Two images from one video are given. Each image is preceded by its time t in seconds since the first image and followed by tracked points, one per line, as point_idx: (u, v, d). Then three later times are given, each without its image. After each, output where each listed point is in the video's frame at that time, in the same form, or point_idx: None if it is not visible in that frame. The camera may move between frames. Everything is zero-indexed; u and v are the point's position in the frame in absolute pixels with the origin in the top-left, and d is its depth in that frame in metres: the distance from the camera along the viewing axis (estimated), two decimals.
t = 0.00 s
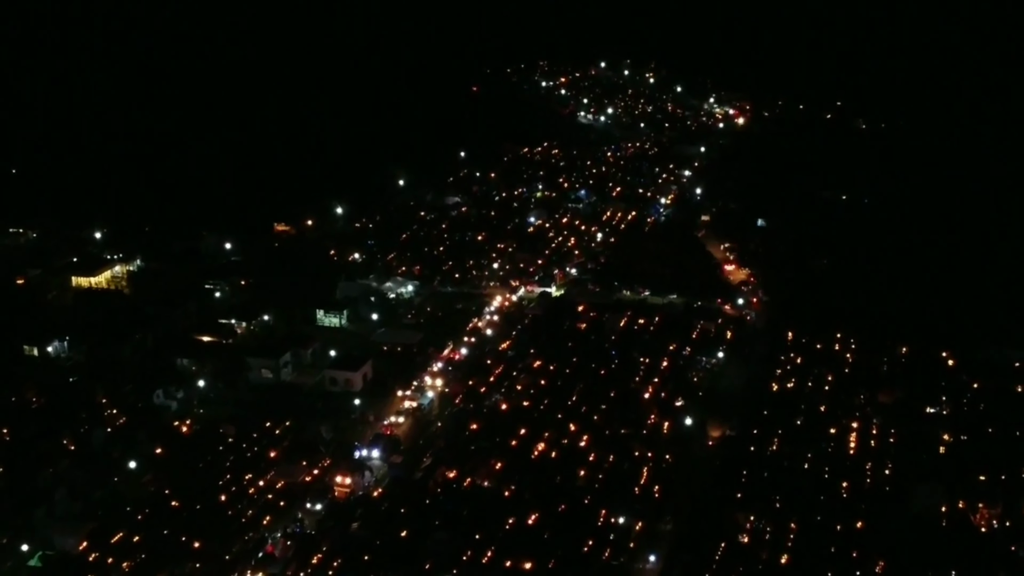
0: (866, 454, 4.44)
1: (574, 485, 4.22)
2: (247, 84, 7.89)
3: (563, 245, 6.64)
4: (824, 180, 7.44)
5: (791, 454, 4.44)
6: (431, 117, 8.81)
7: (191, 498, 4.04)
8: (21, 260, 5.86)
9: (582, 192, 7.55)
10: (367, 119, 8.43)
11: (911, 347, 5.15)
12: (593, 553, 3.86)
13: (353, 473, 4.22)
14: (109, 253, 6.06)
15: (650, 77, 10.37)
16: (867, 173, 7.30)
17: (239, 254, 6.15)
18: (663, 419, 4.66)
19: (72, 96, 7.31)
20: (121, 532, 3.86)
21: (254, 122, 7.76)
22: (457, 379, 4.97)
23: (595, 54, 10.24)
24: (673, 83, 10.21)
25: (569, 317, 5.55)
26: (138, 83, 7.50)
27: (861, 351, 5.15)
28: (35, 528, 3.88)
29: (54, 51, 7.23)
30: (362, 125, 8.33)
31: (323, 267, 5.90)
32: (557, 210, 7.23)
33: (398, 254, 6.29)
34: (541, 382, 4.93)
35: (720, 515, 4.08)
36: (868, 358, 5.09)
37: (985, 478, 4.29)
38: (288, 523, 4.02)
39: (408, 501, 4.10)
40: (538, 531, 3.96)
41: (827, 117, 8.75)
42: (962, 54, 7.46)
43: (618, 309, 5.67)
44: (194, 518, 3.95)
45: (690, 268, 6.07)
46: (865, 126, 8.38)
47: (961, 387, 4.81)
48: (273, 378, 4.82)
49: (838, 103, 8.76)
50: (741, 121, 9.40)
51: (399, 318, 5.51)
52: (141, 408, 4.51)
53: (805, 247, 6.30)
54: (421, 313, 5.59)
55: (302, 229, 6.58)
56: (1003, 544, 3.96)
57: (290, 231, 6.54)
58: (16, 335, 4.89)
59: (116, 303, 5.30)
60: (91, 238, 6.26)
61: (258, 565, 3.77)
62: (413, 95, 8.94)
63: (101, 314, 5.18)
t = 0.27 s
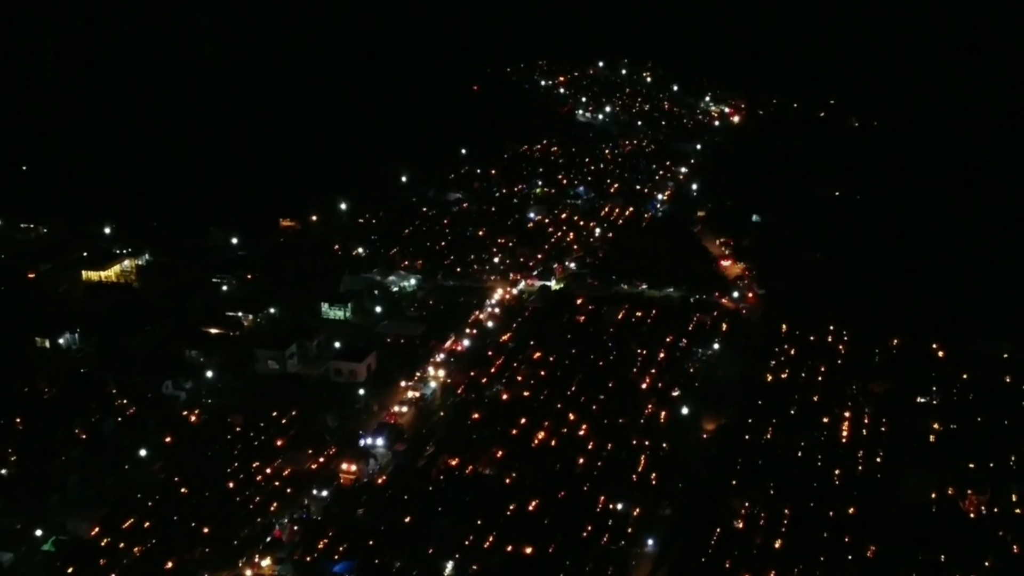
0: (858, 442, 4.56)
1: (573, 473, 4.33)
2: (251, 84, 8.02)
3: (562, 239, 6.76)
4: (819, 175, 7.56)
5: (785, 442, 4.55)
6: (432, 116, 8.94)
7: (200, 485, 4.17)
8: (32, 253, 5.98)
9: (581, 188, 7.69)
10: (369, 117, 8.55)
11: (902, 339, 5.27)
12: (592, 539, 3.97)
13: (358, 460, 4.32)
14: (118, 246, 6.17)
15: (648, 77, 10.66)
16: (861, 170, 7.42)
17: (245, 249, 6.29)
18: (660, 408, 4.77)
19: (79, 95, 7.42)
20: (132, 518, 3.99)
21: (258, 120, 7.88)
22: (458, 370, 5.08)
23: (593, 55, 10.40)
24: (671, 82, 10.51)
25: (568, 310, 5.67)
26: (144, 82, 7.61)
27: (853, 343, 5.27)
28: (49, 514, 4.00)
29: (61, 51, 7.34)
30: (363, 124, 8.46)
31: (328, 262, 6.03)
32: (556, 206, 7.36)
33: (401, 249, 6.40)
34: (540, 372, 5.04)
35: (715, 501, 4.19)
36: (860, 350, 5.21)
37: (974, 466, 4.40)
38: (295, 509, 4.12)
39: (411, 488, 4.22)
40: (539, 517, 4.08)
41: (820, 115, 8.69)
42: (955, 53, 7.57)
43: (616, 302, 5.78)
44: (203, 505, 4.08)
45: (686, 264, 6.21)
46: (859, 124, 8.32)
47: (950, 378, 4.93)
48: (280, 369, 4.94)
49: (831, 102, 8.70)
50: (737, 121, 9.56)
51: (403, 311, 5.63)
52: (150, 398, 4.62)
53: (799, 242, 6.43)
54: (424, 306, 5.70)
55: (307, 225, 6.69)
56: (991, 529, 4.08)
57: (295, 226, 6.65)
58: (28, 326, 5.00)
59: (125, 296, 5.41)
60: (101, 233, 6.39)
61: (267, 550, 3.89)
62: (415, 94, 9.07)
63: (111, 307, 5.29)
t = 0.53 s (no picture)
0: (851, 431, 4.67)
1: (572, 460, 4.44)
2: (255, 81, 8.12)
3: (561, 234, 6.88)
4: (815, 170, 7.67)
5: (779, 430, 4.67)
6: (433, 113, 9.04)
7: (208, 472, 4.29)
8: (43, 248, 6.09)
9: (580, 185, 7.83)
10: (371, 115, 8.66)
11: (894, 331, 5.38)
12: (591, 524, 4.09)
13: (363, 448, 4.45)
14: (127, 241, 6.29)
15: (645, 75, 10.54)
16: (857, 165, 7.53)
17: (252, 243, 6.41)
18: (657, 398, 4.89)
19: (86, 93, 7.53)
20: (143, 504, 4.12)
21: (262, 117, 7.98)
22: (460, 361, 5.20)
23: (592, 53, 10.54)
24: (667, 81, 10.39)
25: (567, 303, 5.78)
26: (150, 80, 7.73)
27: (846, 335, 5.39)
28: (63, 500, 4.12)
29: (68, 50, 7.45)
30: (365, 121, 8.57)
31: (333, 256, 6.17)
32: (555, 202, 7.47)
33: (404, 244, 6.53)
34: (540, 363, 5.16)
35: (711, 488, 4.31)
36: (853, 342, 5.33)
37: (964, 453, 4.52)
38: (302, 495, 4.24)
39: (415, 475, 4.33)
40: (539, 503, 4.20)
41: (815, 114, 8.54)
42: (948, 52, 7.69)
43: (615, 295, 5.89)
44: (212, 491, 4.20)
45: (683, 258, 6.32)
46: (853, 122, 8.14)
47: (941, 368, 5.04)
48: (286, 360, 5.04)
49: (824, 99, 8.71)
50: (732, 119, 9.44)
51: (406, 304, 5.74)
52: (161, 388, 4.75)
53: (794, 237, 6.55)
54: (426, 299, 5.81)
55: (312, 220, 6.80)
56: (979, 515, 4.20)
57: (300, 221, 6.74)
58: (40, 317, 5.11)
59: (134, 289, 5.52)
60: (109, 227, 6.49)
61: (274, 535, 4.01)
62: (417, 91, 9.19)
63: (120, 300, 5.40)
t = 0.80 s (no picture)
0: (843, 420, 4.79)
1: (572, 449, 4.56)
2: (258, 80, 8.24)
3: (561, 229, 7.01)
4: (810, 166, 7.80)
5: (773, 419, 4.79)
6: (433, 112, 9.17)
7: (217, 460, 4.40)
8: (53, 242, 6.19)
9: (578, 180, 7.98)
10: (372, 113, 8.78)
11: (885, 323, 5.50)
12: (591, 510, 4.20)
13: (368, 436, 4.55)
14: (136, 236, 6.37)
15: (643, 74, 10.99)
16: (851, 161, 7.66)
17: (258, 238, 6.51)
18: (654, 388, 5.00)
19: (92, 91, 7.63)
20: (153, 491, 4.23)
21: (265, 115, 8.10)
22: (462, 352, 5.31)
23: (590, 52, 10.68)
24: (664, 80, 10.80)
25: (566, 295, 5.90)
26: (155, 79, 7.83)
27: (839, 327, 5.52)
28: (75, 486, 4.23)
29: (73, 48, 7.55)
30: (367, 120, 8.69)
31: (337, 250, 6.29)
32: (554, 198, 7.60)
33: (407, 238, 6.65)
34: (540, 355, 5.28)
35: (708, 474, 4.42)
36: (845, 333, 5.45)
37: (954, 441, 4.64)
38: (308, 482, 4.35)
39: (418, 462, 4.44)
40: (539, 490, 4.31)
41: (807, 112, 8.78)
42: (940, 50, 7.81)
43: (613, 289, 6.01)
44: (221, 478, 4.31)
45: (680, 252, 6.45)
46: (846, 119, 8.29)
47: (931, 359, 5.16)
48: (293, 351, 5.16)
49: (819, 98, 8.72)
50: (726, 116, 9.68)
51: (409, 296, 5.86)
52: (170, 379, 4.86)
53: (788, 231, 6.67)
54: (429, 292, 5.93)
55: (316, 215, 6.93)
56: (969, 501, 4.31)
57: (305, 217, 6.89)
58: (52, 311, 5.22)
59: (143, 283, 5.64)
60: (119, 222, 6.56)
61: (282, 520, 4.12)
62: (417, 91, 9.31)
63: (129, 294, 5.52)
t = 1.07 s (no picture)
0: (836, 409, 4.91)
1: (571, 437, 4.67)
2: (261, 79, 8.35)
3: (560, 225, 7.12)
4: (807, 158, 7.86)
5: (767, 409, 4.90)
6: (434, 110, 9.27)
7: (225, 449, 4.51)
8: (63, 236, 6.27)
9: (577, 178, 8.09)
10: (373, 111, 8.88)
11: (878, 316, 5.61)
12: (589, 496, 4.32)
13: (373, 425, 4.65)
14: (144, 231, 6.48)
15: (640, 74, 10.77)
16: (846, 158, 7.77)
17: (264, 233, 6.63)
18: (652, 379, 5.12)
19: (98, 90, 7.75)
20: (163, 478, 4.35)
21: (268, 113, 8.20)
22: (464, 343, 5.43)
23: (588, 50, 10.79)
24: (661, 79, 10.60)
25: (566, 289, 6.01)
26: (160, 79, 7.96)
27: (832, 319, 5.63)
28: (87, 473, 4.35)
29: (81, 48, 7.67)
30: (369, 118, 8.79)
31: (341, 245, 6.40)
32: (553, 194, 7.71)
33: (409, 234, 6.77)
34: (540, 346, 5.40)
35: (704, 462, 4.54)
36: (839, 325, 5.56)
37: (943, 430, 4.76)
38: (315, 470, 4.46)
39: (422, 451, 4.56)
40: (540, 477, 4.42)
41: (801, 110, 8.66)
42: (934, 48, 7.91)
43: (611, 282, 6.13)
44: (229, 466, 4.43)
45: (678, 247, 6.55)
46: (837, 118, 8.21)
47: (922, 351, 5.28)
48: (298, 343, 5.26)
49: (813, 97, 8.75)
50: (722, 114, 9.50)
51: (412, 290, 5.97)
52: (178, 370, 4.98)
53: (784, 226, 6.78)
54: (431, 286, 6.04)
55: (320, 211, 7.05)
56: (958, 488, 4.44)
57: (309, 211, 6.99)
58: (63, 304, 5.34)
59: (152, 277, 5.76)
60: (127, 219, 6.64)
61: (289, 507, 4.24)
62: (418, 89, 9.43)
63: (138, 287, 5.64)
